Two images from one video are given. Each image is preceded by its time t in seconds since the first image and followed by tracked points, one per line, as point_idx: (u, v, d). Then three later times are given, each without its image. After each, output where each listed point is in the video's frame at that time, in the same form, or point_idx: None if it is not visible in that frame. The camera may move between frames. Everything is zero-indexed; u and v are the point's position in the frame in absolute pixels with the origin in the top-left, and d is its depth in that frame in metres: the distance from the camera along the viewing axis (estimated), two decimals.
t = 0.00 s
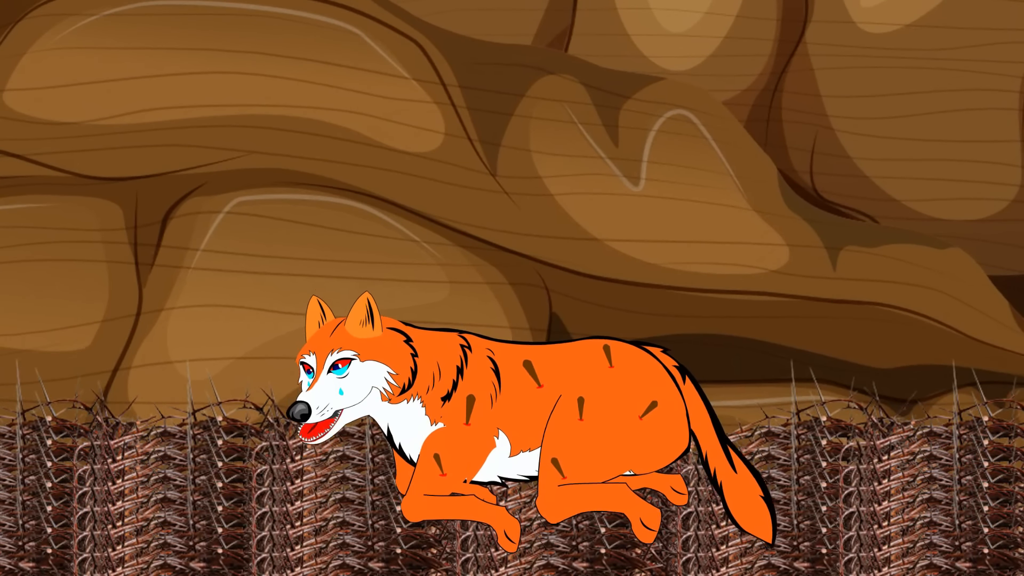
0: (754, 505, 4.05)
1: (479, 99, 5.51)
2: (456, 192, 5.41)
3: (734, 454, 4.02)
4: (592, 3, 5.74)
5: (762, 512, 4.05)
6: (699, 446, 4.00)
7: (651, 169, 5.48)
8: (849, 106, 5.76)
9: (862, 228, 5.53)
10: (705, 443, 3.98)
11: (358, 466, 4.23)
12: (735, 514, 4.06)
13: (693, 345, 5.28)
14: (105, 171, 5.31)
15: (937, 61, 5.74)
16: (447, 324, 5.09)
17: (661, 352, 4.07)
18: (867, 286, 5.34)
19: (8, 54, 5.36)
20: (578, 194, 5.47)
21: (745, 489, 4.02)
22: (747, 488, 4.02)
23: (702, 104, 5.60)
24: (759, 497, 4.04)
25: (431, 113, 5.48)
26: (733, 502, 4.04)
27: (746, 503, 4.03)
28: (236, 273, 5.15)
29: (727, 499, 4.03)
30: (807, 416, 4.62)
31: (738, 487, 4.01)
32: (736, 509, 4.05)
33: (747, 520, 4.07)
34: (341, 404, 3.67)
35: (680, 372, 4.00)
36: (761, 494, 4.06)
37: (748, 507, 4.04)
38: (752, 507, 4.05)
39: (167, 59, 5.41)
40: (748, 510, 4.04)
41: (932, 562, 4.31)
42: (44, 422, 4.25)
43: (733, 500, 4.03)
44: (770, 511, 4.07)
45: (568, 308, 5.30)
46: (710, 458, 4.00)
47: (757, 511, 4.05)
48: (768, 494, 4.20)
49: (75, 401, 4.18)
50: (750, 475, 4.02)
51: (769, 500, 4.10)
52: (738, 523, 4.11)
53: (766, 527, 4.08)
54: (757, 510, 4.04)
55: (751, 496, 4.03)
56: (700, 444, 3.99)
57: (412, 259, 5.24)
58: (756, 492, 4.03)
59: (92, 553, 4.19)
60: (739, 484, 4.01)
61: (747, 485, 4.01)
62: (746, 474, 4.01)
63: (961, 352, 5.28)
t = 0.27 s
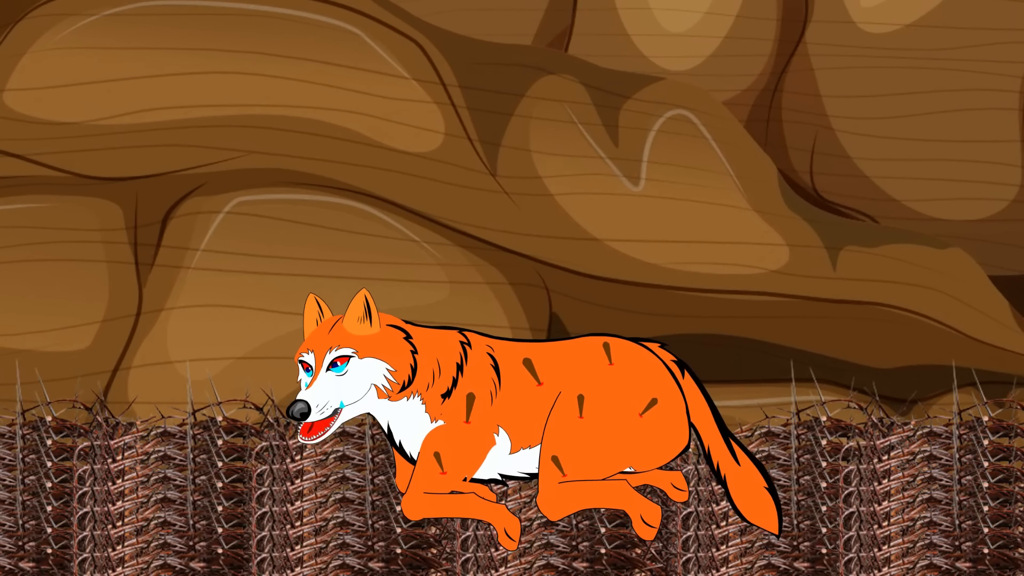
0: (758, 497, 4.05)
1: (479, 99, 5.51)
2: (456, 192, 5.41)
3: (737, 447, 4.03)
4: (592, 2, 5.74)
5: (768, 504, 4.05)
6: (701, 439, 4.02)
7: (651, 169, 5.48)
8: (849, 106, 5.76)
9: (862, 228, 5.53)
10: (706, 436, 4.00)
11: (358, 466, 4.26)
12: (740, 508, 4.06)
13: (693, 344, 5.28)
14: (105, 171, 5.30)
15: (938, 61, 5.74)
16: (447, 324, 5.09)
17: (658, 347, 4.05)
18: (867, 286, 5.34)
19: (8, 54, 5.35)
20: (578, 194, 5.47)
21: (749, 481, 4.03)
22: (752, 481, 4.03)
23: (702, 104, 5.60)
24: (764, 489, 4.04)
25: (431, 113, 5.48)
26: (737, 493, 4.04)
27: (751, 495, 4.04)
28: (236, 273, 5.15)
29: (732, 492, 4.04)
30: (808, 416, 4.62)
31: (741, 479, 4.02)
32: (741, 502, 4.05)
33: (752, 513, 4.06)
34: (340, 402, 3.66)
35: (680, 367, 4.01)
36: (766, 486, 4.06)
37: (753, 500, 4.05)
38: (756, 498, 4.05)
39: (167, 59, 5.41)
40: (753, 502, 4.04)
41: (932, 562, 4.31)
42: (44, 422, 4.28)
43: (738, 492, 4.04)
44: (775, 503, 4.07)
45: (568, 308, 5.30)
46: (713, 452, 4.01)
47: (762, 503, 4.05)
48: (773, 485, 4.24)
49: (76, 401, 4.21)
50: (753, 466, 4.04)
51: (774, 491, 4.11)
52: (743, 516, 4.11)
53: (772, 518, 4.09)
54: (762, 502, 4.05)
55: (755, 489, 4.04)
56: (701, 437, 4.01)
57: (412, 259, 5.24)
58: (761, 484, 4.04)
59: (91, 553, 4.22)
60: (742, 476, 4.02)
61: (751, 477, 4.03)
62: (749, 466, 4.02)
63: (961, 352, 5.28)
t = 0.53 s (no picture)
0: (759, 494, 4.04)
1: (478, 99, 5.51)
2: (456, 192, 5.40)
3: (737, 444, 4.04)
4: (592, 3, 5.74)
5: (768, 501, 4.05)
6: (701, 436, 4.02)
7: (651, 169, 5.48)
8: (849, 106, 5.76)
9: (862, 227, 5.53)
10: (706, 433, 4.01)
11: (358, 466, 4.28)
12: (741, 505, 4.05)
13: (693, 345, 5.28)
14: (105, 171, 5.31)
15: (938, 61, 5.74)
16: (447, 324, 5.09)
17: (656, 344, 4.06)
18: (866, 286, 5.34)
19: (8, 54, 5.36)
20: (578, 194, 5.47)
21: (749, 478, 4.03)
22: (752, 477, 4.03)
23: (702, 104, 5.60)
24: (764, 486, 4.04)
25: (431, 113, 5.49)
26: (736, 489, 4.04)
27: (751, 492, 4.04)
28: (236, 273, 5.15)
29: (732, 489, 4.04)
30: (808, 416, 4.61)
31: (741, 476, 4.03)
32: (741, 498, 4.05)
33: (752, 509, 4.06)
34: (340, 396, 3.67)
35: (680, 365, 4.02)
36: (766, 483, 4.06)
37: (753, 497, 4.04)
38: (756, 495, 4.05)
39: (167, 59, 5.41)
40: (753, 499, 4.04)
41: (932, 562, 4.32)
42: (44, 422, 4.30)
43: (738, 488, 4.03)
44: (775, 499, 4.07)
45: (568, 308, 5.30)
46: (712, 449, 4.02)
47: (762, 499, 4.04)
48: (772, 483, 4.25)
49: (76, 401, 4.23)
50: (753, 463, 4.04)
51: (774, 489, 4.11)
52: (743, 513, 4.10)
53: (772, 515, 4.09)
54: (762, 499, 4.04)
55: (755, 485, 4.03)
56: (701, 434, 4.01)
57: (413, 259, 5.23)
58: (760, 481, 4.04)
59: (92, 552, 4.24)
60: (742, 473, 4.02)
61: (750, 475, 4.03)
62: (750, 463, 4.04)
63: (960, 352, 5.28)
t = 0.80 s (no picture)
0: (754, 503, 4.04)
1: (478, 97, 5.48)
2: (455, 190, 5.37)
3: (734, 451, 4.02)
4: None
5: (764, 511, 4.05)
6: (699, 442, 3.99)
7: (652, 167, 5.45)
8: (851, 104, 5.73)
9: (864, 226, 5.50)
10: (705, 439, 3.97)
11: (357, 466, 4.29)
12: (736, 511, 4.05)
13: (694, 344, 5.24)
14: (102, 169, 5.28)
15: (940, 58, 5.71)
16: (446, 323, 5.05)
17: (660, 347, 4.04)
18: (868, 284, 5.31)
19: (5, 51, 5.32)
20: (577, 192, 5.43)
21: (746, 485, 4.01)
22: (748, 485, 4.01)
23: (702, 101, 5.57)
24: (760, 494, 4.03)
25: (429, 111, 5.45)
26: (734, 499, 4.02)
27: (747, 500, 4.03)
28: (233, 272, 5.12)
29: (728, 497, 4.02)
30: (809, 415, 4.57)
31: (739, 484, 4.00)
32: (737, 507, 4.04)
33: (748, 517, 4.06)
34: (339, 396, 3.64)
35: (680, 368, 4.00)
36: (762, 491, 4.05)
37: (749, 505, 4.04)
38: (753, 504, 4.04)
39: (164, 56, 5.38)
40: (749, 508, 4.04)
41: (934, 563, 4.30)
42: (40, 422, 4.38)
43: (734, 496, 4.02)
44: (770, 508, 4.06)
45: (568, 307, 5.27)
46: (710, 454, 3.99)
47: (758, 509, 4.04)
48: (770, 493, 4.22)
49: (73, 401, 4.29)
50: (750, 471, 4.03)
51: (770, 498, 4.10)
52: (738, 520, 4.10)
53: (767, 525, 4.07)
54: (758, 508, 4.04)
55: (752, 493, 4.02)
56: (700, 440, 3.98)
57: (412, 258, 5.19)
58: (757, 489, 4.02)
59: (88, 553, 4.31)
60: (740, 480, 4.00)
61: (748, 482, 4.01)
62: (747, 472, 4.01)
63: (963, 351, 5.25)
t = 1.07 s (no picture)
0: (751, 510, 3.97)
1: (476, 92, 5.40)
2: (453, 186, 5.29)
3: (734, 458, 3.94)
4: None
5: (761, 519, 3.98)
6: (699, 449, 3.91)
7: (653, 163, 5.39)
8: (854, 99, 5.66)
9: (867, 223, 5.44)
10: (704, 446, 3.89)
11: (354, 466, 4.25)
12: (732, 519, 3.97)
13: (696, 342, 5.16)
14: (95, 165, 5.20)
15: (945, 53, 5.65)
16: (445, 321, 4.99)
17: (662, 349, 3.97)
18: (871, 282, 5.25)
19: None
20: (577, 188, 5.37)
21: (743, 493, 3.93)
22: (746, 493, 3.94)
23: (703, 96, 5.50)
24: (757, 502, 3.95)
25: (428, 106, 5.37)
26: (730, 505, 3.95)
27: (744, 507, 3.95)
28: (229, 269, 5.06)
29: (725, 503, 3.95)
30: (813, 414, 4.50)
31: (737, 491, 3.93)
32: (733, 514, 3.97)
33: (744, 525, 3.98)
34: (336, 395, 3.58)
35: (682, 371, 3.92)
36: (761, 500, 3.98)
37: (746, 513, 3.97)
38: (750, 513, 3.97)
39: (160, 51, 5.32)
40: (746, 516, 3.97)
41: (939, 563, 4.26)
42: (33, 421, 4.35)
43: (732, 503, 3.94)
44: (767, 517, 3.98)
45: (568, 305, 5.20)
46: (709, 461, 3.91)
47: (755, 518, 3.97)
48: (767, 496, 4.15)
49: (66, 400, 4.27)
50: (749, 479, 3.94)
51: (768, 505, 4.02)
52: (733, 527, 4.03)
53: (763, 533, 4.01)
54: (755, 516, 3.97)
55: (749, 501, 3.95)
56: (699, 446, 3.90)
57: (409, 255, 5.13)
58: (754, 495, 3.94)
59: (82, 555, 4.28)
60: (738, 488, 3.92)
61: (746, 491, 3.93)
62: (746, 481, 3.93)
63: (968, 349, 5.18)
